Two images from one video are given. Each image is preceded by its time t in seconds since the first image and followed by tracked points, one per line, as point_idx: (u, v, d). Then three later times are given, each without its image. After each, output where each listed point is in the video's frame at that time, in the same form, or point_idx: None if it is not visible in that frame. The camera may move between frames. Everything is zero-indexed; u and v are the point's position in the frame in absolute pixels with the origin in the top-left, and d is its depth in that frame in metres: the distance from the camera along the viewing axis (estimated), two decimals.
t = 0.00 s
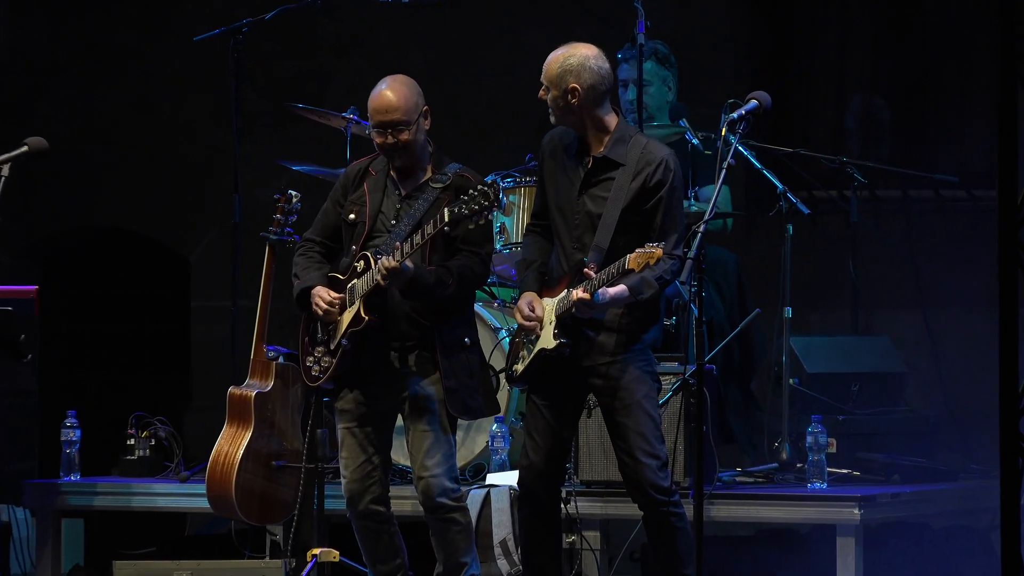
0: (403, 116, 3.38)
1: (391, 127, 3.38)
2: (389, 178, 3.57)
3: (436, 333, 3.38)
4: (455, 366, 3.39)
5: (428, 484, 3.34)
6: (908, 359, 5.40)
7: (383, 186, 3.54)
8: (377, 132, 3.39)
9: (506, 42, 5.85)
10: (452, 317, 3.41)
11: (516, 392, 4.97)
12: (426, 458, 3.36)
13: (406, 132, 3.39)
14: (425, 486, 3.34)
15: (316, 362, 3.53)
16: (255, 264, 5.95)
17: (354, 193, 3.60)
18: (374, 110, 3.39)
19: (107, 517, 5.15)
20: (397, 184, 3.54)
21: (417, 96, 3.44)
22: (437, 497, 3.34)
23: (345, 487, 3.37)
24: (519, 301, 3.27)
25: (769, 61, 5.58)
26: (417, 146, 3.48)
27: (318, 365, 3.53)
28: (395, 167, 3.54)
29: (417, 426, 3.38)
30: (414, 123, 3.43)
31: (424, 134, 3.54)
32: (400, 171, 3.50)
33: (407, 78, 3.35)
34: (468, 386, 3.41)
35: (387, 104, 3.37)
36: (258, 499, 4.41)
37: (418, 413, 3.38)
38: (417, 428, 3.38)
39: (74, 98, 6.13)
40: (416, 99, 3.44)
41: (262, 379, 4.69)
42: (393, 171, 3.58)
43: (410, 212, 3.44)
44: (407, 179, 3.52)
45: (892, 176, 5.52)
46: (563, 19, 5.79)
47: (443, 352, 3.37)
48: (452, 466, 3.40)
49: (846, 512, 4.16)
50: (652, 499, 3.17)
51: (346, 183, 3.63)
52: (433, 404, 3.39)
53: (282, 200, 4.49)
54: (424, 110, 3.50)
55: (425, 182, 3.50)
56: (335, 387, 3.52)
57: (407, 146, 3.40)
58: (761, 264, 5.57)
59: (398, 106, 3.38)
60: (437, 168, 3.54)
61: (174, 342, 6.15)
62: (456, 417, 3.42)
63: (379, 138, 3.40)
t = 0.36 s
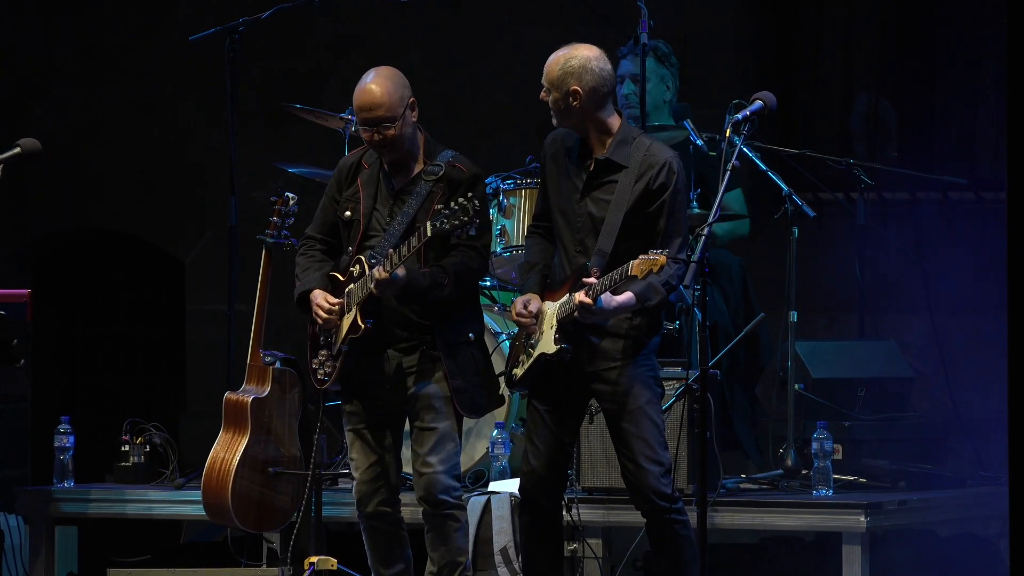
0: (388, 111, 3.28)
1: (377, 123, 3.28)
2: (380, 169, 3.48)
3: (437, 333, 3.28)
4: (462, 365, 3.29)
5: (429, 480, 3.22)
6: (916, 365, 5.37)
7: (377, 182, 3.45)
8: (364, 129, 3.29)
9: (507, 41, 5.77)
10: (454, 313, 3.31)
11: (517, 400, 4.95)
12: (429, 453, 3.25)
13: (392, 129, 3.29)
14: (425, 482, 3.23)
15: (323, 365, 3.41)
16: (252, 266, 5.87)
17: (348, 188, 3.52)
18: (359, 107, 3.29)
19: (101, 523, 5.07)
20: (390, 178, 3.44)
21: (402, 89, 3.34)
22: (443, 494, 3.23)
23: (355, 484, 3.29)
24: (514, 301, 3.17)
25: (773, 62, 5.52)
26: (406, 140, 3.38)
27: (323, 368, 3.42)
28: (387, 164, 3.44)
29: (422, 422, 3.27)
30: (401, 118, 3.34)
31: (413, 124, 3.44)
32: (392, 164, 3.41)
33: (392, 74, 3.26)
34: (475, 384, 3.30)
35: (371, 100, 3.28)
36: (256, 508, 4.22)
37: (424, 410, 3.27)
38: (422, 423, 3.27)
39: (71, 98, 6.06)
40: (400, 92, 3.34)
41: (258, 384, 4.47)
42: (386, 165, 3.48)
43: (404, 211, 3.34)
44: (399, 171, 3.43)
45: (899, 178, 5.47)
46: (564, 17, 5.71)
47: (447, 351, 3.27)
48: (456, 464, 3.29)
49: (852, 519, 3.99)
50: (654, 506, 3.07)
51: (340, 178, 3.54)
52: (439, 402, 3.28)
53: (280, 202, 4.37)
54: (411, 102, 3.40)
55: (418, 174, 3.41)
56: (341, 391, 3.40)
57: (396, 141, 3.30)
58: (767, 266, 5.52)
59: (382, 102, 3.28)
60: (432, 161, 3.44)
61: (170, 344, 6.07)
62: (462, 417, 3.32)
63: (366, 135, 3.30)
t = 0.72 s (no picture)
0: (392, 118, 3.28)
1: (381, 130, 3.28)
2: (381, 175, 3.48)
3: (439, 337, 3.27)
4: (463, 369, 3.28)
5: (428, 485, 3.21)
6: (915, 365, 5.37)
7: (377, 186, 3.44)
8: (366, 135, 3.29)
9: (508, 42, 5.77)
10: (457, 315, 3.30)
11: (517, 399, 4.93)
12: (429, 458, 3.24)
13: (395, 135, 3.28)
14: (425, 486, 3.22)
15: (322, 368, 3.39)
16: (252, 266, 5.88)
17: (349, 194, 3.51)
18: (362, 112, 3.29)
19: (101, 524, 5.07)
20: (391, 185, 3.43)
21: (405, 97, 3.33)
22: (441, 497, 3.22)
23: (352, 487, 3.28)
24: (517, 305, 3.17)
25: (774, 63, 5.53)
26: (409, 146, 3.38)
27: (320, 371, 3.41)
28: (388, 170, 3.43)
29: (422, 426, 3.27)
30: (405, 124, 3.33)
31: (415, 131, 3.44)
32: (393, 170, 3.40)
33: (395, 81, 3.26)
34: (478, 389, 3.30)
35: (375, 107, 3.27)
36: (256, 507, 4.22)
37: (424, 414, 3.27)
38: (422, 427, 3.26)
39: (71, 98, 6.06)
40: (404, 100, 3.33)
41: (259, 385, 4.48)
42: (386, 169, 3.47)
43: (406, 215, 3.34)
44: (400, 177, 3.42)
45: (897, 179, 5.46)
46: (565, 19, 5.71)
47: (448, 355, 3.26)
48: (455, 469, 3.28)
49: (854, 519, 3.98)
50: (654, 508, 3.07)
51: (340, 183, 3.54)
52: (441, 405, 3.27)
53: (282, 201, 4.38)
54: (415, 111, 3.39)
55: (419, 179, 3.41)
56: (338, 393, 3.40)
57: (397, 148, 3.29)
58: (767, 266, 5.52)
59: (385, 109, 3.27)
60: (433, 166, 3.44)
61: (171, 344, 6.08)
62: (462, 419, 3.31)
63: (369, 141, 3.30)
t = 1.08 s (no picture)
0: (396, 118, 3.27)
1: (386, 129, 3.27)
2: (382, 177, 3.47)
3: (441, 336, 3.27)
4: (464, 369, 3.28)
5: (431, 490, 3.22)
6: (915, 365, 5.37)
7: (377, 187, 3.44)
8: (371, 134, 3.27)
9: (509, 42, 5.78)
10: (456, 315, 3.30)
11: (517, 398, 4.90)
12: (431, 462, 3.25)
13: (401, 134, 3.28)
14: (427, 491, 3.23)
15: (319, 369, 3.39)
16: (253, 266, 5.88)
17: (348, 195, 3.50)
18: (367, 112, 3.28)
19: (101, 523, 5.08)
20: (392, 184, 3.44)
21: (409, 96, 3.32)
22: (443, 502, 3.23)
23: (352, 489, 3.28)
24: (516, 307, 3.17)
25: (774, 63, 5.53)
26: (411, 146, 3.38)
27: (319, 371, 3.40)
28: (390, 169, 3.42)
29: (424, 430, 3.27)
30: (409, 125, 3.33)
31: (417, 132, 3.44)
32: (396, 169, 3.40)
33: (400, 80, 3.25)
34: (478, 387, 3.31)
35: (380, 106, 3.26)
36: (256, 507, 4.22)
37: (426, 417, 3.27)
38: (424, 432, 3.27)
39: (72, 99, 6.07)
40: (408, 99, 3.32)
41: (259, 385, 4.47)
42: (386, 170, 3.47)
43: (406, 215, 3.35)
44: (401, 177, 3.42)
45: (897, 179, 5.47)
46: (565, 19, 5.71)
47: (449, 354, 3.26)
48: (457, 472, 3.29)
49: (853, 519, 3.98)
50: (654, 509, 3.07)
51: (339, 183, 3.52)
52: (442, 408, 3.28)
53: (283, 201, 4.39)
54: (418, 111, 3.39)
55: (420, 179, 3.41)
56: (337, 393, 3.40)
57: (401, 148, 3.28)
58: (767, 266, 5.53)
59: (391, 108, 3.27)
60: (433, 167, 3.44)
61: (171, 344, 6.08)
62: (463, 419, 3.31)
63: (374, 142, 3.29)
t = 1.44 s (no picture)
0: (396, 112, 3.27)
1: (386, 123, 3.27)
2: (380, 175, 3.47)
3: (440, 335, 3.27)
4: (461, 368, 3.28)
5: (433, 487, 3.22)
6: (915, 364, 5.37)
7: (376, 187, 3.44)
8: (370, 127, 3.27)
9: (509, 42, 5.78)
10: (455, 314, 3.30)
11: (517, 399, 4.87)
12: (432, 459, 3.25)
13: (401, 129, 3.28)
14: (429, 488, 3.23)
15: (318, 369, 3.38)
16: (253, 265, 5.88)
17: (347, 194, 3.50)
18: (367, 105, 3.27)
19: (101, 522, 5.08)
20: (389, 182, 3.43)
21: (409, 91, 3.32)
22: (444, 498, 3.23)
23: (352, 487, 3.29)
24: (514, 306, 3.16)
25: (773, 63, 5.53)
26: (411, 143, 3.38)
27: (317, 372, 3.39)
28: (387, 166, 3.42)
29: (424, 428, 3.26)
30: (409, 120, 3.33)
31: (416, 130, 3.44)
32: (394, 169, 3.39)
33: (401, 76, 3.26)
34: (477, 386, 3.29)
35: (381, 100, 3.26)
36: (256, 507, 4.21)
37: (426, 415, 3.27)
38: (424, 429, 3.26)
39: (72, 99, 6.07)
40: (408, 95, 3.32)
41: (259, 384, 4.47)
42: (383, 168, 3.47)
43: (404, 215, 3.35)
44: (399, 177, 3.42)
45: (898, 179, 5.47)
46: (565, 19, 5.71)
47: (448, 353, 3.26)
48: (459, 468, 3.29)
49: (853, 519, 3.97)
50: (654, 508, 3.07)
51: (338, 183, 3.52)
52: (442, 405, 3.27)
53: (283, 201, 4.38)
54: (417, 109, 3.39)
55: (418, 179, 3.41)
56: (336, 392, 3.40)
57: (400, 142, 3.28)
58: (767, 266, 5.53)
59: (392, 102, 3.27)
60: (431, 168, 3.44)
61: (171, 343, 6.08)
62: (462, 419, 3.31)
63: (373, 135, 3.28)
